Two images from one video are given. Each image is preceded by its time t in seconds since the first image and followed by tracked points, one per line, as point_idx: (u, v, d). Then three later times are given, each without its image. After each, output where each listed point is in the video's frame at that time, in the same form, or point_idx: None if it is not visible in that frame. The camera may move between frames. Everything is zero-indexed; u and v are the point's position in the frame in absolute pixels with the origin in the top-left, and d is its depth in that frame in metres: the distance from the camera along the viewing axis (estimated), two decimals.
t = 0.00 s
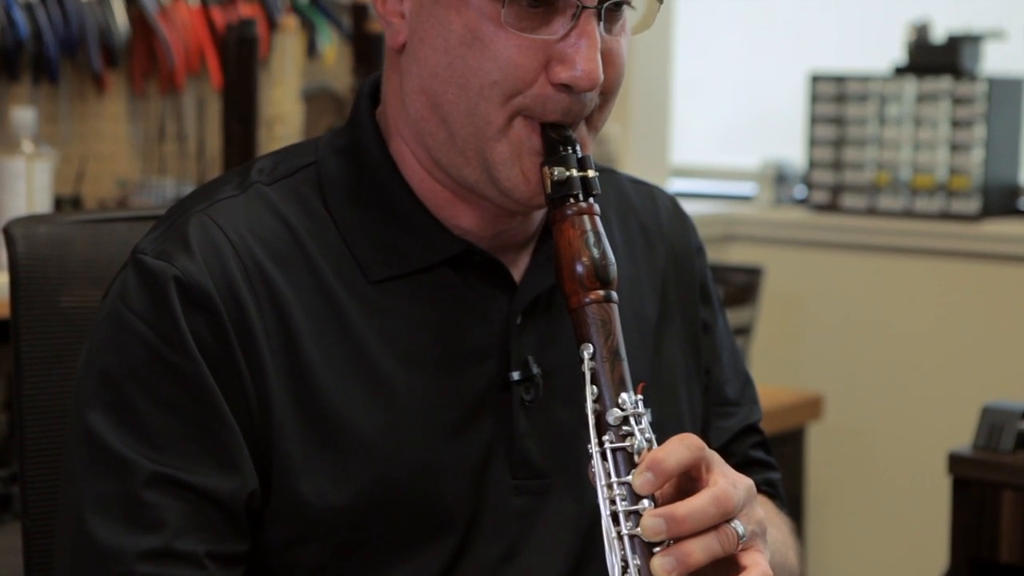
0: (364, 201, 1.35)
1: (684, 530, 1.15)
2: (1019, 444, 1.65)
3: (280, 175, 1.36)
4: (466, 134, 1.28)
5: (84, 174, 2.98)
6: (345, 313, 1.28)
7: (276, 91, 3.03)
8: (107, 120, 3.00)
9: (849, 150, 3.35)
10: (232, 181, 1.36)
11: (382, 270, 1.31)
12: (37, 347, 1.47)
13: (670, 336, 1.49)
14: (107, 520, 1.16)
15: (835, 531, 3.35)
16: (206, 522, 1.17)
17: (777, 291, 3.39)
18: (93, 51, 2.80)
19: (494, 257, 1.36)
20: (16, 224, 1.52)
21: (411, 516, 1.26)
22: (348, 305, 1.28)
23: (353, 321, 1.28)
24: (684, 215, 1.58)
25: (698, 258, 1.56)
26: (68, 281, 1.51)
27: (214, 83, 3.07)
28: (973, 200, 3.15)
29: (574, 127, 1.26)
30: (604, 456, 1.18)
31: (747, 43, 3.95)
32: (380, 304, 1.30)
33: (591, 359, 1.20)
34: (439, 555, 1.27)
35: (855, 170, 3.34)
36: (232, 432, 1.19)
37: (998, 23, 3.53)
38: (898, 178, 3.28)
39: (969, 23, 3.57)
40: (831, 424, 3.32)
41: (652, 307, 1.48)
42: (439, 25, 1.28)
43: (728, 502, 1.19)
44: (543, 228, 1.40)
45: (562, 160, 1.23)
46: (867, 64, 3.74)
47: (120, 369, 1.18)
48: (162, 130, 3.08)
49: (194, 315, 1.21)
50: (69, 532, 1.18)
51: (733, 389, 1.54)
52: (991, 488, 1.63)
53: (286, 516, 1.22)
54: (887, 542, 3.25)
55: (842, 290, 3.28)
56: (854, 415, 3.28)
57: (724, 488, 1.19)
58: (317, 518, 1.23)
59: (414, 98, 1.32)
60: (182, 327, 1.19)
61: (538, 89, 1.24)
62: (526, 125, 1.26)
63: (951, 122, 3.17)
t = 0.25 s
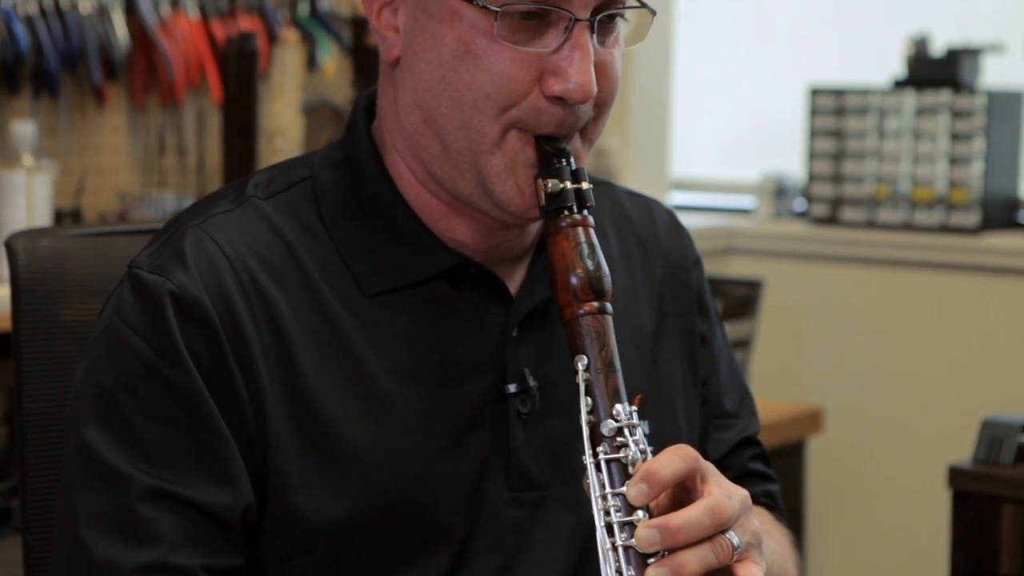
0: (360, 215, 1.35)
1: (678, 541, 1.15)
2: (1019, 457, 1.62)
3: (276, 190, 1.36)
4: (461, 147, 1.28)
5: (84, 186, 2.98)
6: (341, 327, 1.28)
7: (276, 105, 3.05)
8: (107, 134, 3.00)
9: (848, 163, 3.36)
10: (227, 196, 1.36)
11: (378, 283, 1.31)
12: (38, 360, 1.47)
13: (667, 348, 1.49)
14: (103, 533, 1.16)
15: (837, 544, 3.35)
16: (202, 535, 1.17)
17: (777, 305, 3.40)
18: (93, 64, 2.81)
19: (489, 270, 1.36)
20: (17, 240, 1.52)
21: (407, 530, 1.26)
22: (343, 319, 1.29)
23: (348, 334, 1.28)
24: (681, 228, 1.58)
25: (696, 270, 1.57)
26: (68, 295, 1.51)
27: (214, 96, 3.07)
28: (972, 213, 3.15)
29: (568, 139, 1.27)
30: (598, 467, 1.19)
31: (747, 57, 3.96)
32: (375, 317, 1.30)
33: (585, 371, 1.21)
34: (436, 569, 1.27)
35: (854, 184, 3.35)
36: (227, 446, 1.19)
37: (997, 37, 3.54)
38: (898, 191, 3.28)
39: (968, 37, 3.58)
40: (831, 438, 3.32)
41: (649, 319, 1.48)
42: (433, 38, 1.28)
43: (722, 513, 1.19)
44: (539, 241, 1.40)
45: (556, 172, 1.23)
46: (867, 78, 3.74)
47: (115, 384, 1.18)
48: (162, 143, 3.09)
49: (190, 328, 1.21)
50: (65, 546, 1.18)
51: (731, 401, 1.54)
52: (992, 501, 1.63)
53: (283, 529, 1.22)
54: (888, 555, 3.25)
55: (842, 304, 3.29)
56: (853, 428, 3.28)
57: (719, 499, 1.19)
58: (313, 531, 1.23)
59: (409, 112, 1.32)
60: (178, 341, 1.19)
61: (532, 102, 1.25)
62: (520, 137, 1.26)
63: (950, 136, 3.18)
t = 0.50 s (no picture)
0: (356, 224, 1.35)
1: (673, 545, 1.15)
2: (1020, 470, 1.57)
3: (272, 201, 1.36)
4: (456, 156, 1.28)
5: (84, 198, 2.99)
6: (337, 335, 1.28)
7: (276, 117, 3.09)
8: (107, 145, 3.01)
9: (847, 174, 3.37)
10: (224, 206, 1.36)
11: (374, 292, 1.31)
12: (39, 371, 1.47)
13: (664, 359, 1.49)
14: (99, 542, 1.16)
15: (838, 555, 3.35)
16: (197, 543, 1.17)
17: (776, 316, 3.41)
18: (94, 75, 2.81)
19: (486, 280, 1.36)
20: (18, 251, 1.52)
21: (403, 538, 1.26)
22: (339, 328, 1.29)
23: (345, 343, 1.28)
24: (677, 240, 1.58)
25: (692, 281, 1.57)
26: (69, 306, 1.51)
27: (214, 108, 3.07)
28: (972, 224, 3.15)
29: (563, 146, 1.27)
30: (593, 472, 1.19)
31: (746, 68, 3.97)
32: (372, 326, 1.30)
33: (580, 377, 1.21)
34: None
35: (854, 195, 3.36)
36: (222, 455, 1.19)
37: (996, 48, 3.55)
38: (898, 203, 3.29)
39: (967, 48, 3.58)
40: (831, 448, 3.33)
41: (645, 330, 1.48)
42: (427, 47, 1.29)
43: (717, 517, 1.19)
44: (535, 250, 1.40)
45: (551, 179, 1.23)
46: (867, 89, 3.75)
47: (111, 393, 1.18)
48: (162, 155, 3.09)
49: (186, 337, 1.21)
50: (62, 554, 1.18)
51: (728, 412, 1.54)
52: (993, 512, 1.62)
53: (278, 537, 1.22)
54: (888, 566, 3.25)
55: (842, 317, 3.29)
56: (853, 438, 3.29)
57: (714, 503, 1.19)
58: (309, 539, 1.22)
59: (404, 121, 1.33)
60: (174, 350, 1.19)
61: (526, 109, 1.25)
62: (514, 144, 1.26)
63: (950, 147, 3.19)
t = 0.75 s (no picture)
0: (351, 235, 1.35)
1: (670, 545, 1.15)
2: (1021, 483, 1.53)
3: (268, 214, 1.36)
4: (451, 165, 1.28)
5: (85, 212, 2.99)
6: (333, 346, 1.28)
7: (276, 130, 3.07)
8: (107, 159, 3.02)
9: (847, 188, 3.38)
10: (221, 219, 1.36)
11: (370, 302, 1.31)
12: (39, 386, 1.47)
13: (657, 371, 1.50)
14: (97, 551, 1.16)
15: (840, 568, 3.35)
16: (196, 552, 1.17)
17: (777, 330, 3.41)
18: (94, 89, 2.81)
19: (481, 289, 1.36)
20: (20, 265, 1.52)
21: (401, 546, 1.26)
22: (336, 338, 1.29)
23: (341, 353, 1.28)
24: (671, 254, 1.59)
25: (686, 294, 1.57)
26: (69, 321, 1.51)
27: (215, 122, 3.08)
28: (971, 238, 3.16)
29: (556, 154, 1.27)
30: (589, 474, 1.18)
31: (746, 83, 3.98)
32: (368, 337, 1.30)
33: (576, 381, 1.20)
34: None
35: (854, 209, 3.37)
36: (220, 464, 1.19)
37: (995, 63, 3.56)
38: (897, 217, 3.30)
39: (967, 63, 3.59)
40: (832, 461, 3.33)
41: (639, 340, 1.49)
42: (422, 57, 1.29)
43: (714, 517, 1.19)
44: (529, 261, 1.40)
45: (545, 185, 1.23)
46: (867, 104, 3.76)
47: (110, 404, 1.19)
48: (163, 169, 3.10)
49: (183, 348, 1.21)
50: (61, 564, 1.18)
51: (723, 424, 1.54)
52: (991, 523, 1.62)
53: (276, 546, 1.22)
54: None
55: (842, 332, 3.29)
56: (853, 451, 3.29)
57: (710, 504, 1.20)
58: (307, 548, 1.22)
59: (399, 131, 1.33)
60: (171, 360, 1.19)
61: (520, 117, 1.25)
62: (509, 153, 1.26)
63: (950, 161, 3.20)
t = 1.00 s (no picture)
0: (346, 245, 1.35)
1: (667, 544, 1.15)
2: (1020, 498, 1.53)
3: (263, 226, 1.36)
4: (445, 173, 1.29)
5: (85, 225, 2.99)
6: (329, 354, 1.28)
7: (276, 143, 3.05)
8: (107, 172, 3.02)
9: (847, 202, 3.37)
10: (217, 231, 1.37)
11: (366, 311, 1.32)
12: (39, 400, 1.47)
13: (650, 382, 1.50)
14: (95, 558, 1.16)
15: None
16: (194, 558, 1.17)
17: (776, 340, 3.40)
18: (94, 102, 2.81)
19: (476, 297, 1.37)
20: (19, 278, 1.52)
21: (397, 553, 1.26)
22: (332, 347, 1.29)
23: (338, 362, 1.28)
24: (662, 268, 1.59)
25: (677, 307, 1.57)
26: (69, 334, 1.51)
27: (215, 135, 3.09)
28: (971, 251, 3.17)
29: (549, 162, 1.28)
30: (586, 475, 1.19)
31: (744, 96, 3.99)
32: (364, 345, 1.31)
33: (571, 382, 1.20)
34: None
35: (853, 223, 3.37)
36: (218, 470, 1.19)
37: (994, 76, 3.57)
38: (897, 230, 3.30)
39: (966, 77, 3.60)
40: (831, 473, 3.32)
41: (631, 350, 1.49)
42: (416, 67, 1.30)
43: (710, 516, 1.20)
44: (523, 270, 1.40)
45: (539, 192, 1.24)
46: (867, 116, 3.77)
47: (108, 413, 1.19)
48: (163, 182, 3.10)
49: (181, 356, 1.21)
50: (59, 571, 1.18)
51: (715, 435, 1.54)
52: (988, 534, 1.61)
53: (273, 553, 1.22)
54: None
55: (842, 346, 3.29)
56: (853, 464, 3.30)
57: (707, 503, 1.20)
58: (304, 555, 1.22)
59: (394, 141, 1.33)
60: (169, 368, 1.20)
61: (513, 124, 1.26)
62: (502, 160, 1.27)
63: (949, 174, 3.20)
